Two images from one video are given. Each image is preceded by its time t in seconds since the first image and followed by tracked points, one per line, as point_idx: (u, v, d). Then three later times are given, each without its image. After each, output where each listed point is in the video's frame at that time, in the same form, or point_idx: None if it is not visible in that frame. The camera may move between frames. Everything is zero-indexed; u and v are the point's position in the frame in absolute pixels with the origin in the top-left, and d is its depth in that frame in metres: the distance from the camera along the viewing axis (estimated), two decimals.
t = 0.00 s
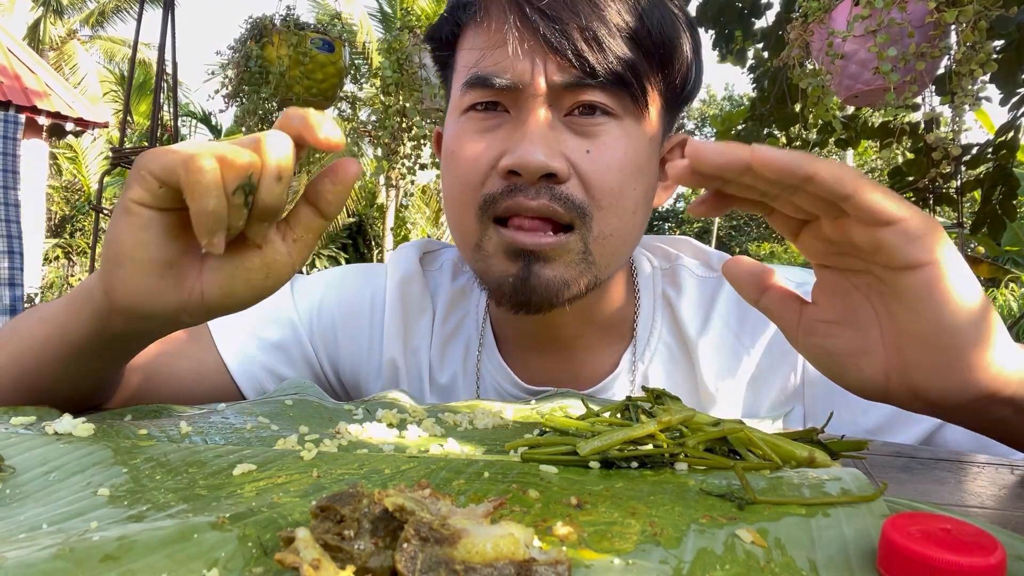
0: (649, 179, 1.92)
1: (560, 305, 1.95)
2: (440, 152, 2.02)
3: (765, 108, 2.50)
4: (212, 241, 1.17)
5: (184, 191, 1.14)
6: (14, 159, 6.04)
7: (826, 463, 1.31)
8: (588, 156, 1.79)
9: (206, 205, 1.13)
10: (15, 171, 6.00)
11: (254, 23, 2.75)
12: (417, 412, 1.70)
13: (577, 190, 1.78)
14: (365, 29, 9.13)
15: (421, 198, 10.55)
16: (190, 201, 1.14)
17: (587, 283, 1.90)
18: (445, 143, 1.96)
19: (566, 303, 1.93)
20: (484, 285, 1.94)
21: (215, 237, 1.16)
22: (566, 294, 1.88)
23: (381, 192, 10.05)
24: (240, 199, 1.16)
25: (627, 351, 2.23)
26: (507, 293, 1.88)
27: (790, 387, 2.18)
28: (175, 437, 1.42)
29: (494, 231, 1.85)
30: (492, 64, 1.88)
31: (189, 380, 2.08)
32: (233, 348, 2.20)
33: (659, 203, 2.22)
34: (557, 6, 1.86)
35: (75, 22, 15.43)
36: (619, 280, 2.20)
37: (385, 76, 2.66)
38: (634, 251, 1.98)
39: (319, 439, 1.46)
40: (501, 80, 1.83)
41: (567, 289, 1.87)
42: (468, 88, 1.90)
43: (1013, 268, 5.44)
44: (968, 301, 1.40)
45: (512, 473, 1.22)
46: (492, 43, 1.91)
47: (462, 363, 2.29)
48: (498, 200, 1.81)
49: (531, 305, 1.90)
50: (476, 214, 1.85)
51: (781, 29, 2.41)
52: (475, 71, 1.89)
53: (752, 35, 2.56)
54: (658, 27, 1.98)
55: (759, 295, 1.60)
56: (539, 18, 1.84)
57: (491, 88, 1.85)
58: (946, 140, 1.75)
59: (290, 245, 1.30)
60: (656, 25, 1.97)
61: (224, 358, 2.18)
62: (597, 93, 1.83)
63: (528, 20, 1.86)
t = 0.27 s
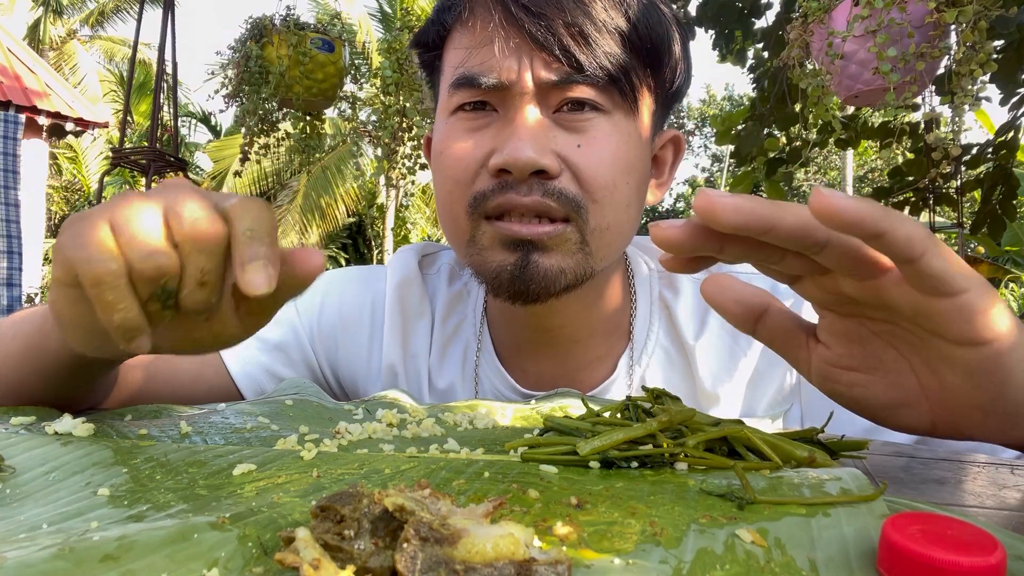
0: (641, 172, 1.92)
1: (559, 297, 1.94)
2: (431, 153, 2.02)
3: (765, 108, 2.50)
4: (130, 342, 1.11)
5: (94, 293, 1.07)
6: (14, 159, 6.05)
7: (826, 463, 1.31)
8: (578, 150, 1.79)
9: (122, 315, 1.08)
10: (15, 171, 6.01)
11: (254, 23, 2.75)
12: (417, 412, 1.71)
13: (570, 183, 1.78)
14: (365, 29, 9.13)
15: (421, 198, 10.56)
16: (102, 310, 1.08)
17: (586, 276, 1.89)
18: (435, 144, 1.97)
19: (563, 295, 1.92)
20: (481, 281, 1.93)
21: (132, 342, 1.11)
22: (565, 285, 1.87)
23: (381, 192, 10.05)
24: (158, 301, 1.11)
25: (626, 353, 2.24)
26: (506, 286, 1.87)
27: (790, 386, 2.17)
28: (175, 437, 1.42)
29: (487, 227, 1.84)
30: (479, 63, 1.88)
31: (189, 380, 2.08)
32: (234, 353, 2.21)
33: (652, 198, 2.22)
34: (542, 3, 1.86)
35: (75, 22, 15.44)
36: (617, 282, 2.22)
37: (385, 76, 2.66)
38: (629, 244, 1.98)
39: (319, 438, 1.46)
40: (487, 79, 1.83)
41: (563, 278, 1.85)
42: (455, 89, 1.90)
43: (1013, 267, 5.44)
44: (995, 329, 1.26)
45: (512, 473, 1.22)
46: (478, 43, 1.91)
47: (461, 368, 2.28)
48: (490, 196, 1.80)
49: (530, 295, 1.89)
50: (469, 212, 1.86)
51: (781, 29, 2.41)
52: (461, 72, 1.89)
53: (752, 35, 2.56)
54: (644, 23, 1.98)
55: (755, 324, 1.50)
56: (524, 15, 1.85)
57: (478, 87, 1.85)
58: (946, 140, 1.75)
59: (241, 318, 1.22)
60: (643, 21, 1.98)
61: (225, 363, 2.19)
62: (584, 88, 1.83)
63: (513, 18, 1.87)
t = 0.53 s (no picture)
0: (638, 164, 1.92)
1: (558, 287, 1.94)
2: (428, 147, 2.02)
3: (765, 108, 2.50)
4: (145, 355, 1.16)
5: (110, 309, 1.11)
6: (14, 159, 6.05)
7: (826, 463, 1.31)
8: (575, 140, 1.79)
9: (137, 329, 1.12)
10: (15, 171, 6.01)
11: (254, 22, 2.75)
12: (417, 412, 1.71)
13: (566, 172, 1.78)
14: (365, 29, 9.13)
15: (421, 198, 10.56)
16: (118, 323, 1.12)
17: (584, 265, 1.89)
18: (432, 138, 1.97)
19: (562, 285, 1.92)
20: (478, 273, 1.92)
21: (147, 354, 1.15)
22: (563, 275, 1.87)
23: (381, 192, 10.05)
24: (173, 314, 1.16)
25: (622, 352, 2.24)
26: (504, 276, 1.87)
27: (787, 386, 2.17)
28: (175, 437, 1.42)
29: (484, 217, 1.84)
30: (476, 56, 1.88)
31: (189, 380, 2.08)
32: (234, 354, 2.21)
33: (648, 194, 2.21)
34: None
35: (75, 22, 15.44)
36: (615, 281, 2.22)
37: (385, 76, 2.66)
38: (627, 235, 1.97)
39: (319, 439, 1.46)
40: (484, 71, 1.83)
41: (562, 268, 1.85)
42: (452, 82, 1.90)
43: (1014, 267, 5.44)
44: (988, 331, 1.25)
45: (512, 474, 1.22)
46: (475, 36, 1.92)
47: (460, 367, 2.28)
48: (487, 185, 1.81)
49: (528, 285, 1.89)
50: (467, 203, 1.86)
51: (781, 29, 2.41)
52: (458, 65, 1.89)
53: (752, 35, 2.56)
54: (639, 17, 1.99)
55: (753, 313, 1.50)
56: (520, 8, 1.85)
57: (474, 80, 1.85)
58: (946, 140, 1.75)
59: (253, 325, 1.28)
60: (638, 16, 1.99)
61: (225, 365, 2.19)
62: (581, 79, 1.83)
63: (509, 11, 1.87)
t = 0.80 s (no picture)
0: (639, 162, 1.92)
1: (562, 284, 1.93)
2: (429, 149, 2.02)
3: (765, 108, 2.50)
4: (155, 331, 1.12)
5: (122, 283, 1.09)
6: (14, 159, 6.05)
7: (826, 463, 1.31)
8: (577, 141, 1.79)
9: (149, 302, 1.10)
10: (15, 171, 6.01)
11: (254, 23, 2.75)
12: (417, 412, 1.71)
13: (569, 172, 1.77)
14: (365, 29, 9.13)
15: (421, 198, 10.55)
16: (129, 297, 1.09)
17: (587, 264, 1.89)
18: (433, 140, 1.96)
19: (566, 282, 1.91)
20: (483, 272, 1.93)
21: (157, 330, 1.12)
22: (567, 273, 1.87)
23: (381, 192, 10.05)
24: (184, 290, 1.13)
25: (624, 352, 2.24)
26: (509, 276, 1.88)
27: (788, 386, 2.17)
28: (175, 437, 1.42)
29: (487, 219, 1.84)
30: (476, 58, 1.89)
31: (189, 380, 2.08)
32: (233, 356, 2.21)
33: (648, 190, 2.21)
34: None
35: (76, 22, 15.44)
36: (617, 281, 2.22)
37: (385, 76, 2.65)
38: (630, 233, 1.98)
39: (319, 439, 1.46)
40: (484, 72, 1.84)
41: (565, 263, 1.84)
42: (452, 83, 1.90)
43: (1014, 268, 5.44)
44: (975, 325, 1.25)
45: (512, 474, 1.22)
46: (475, 38, 1.92)
47: (460, 364, 2.28)
48: (490, 188, 1.80)
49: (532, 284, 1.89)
50: (470, 204, 1.84)
51: (781, 29, 2.41)
52: (459, 67, 1.89)
53: (752, 35, 2.56)
54: (638, 15, 2.00)
55: (749, 319, 1.53)
56: (519, 8, 1.86)
57: (475, 81, 1.85)
58: (946, 140, 1.75)
59: (255, 306, 1.27)
60: (637, 16, 1.99)
61: (225, 366, 2.19)
62: (582, 79, 1.83)
63: (508, 11, 1.88)
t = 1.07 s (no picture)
0: (635, 171, 1.92)
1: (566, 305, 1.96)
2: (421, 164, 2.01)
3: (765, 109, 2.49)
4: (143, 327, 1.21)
5: (105, 289, 1.13)
6: (14, 159, 6.06)
7: (826, 464, 1.31)
8: (572, 154, 1.79)
9: (132, 306, 1.15)
10: (15, 171, 6.01)
11: (254, 23, 2.75)
12: (417, 412, 1.71)
13: (565, 187, 1.78)
14: (365, 29, 9.12)
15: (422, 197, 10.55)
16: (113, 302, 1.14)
17: (587, 279, 1.91)
18: (426, 155, 1.96)
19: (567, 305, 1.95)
20: (482, 293, 1.94)
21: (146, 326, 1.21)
22: (568, 293, 1.90)
23: (381, 192, 10.06)
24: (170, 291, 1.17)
25: (624, 355, 2.24)
26: (508, 300, 1.90)
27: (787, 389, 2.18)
28: (175, 437, 1.42)
29: (486, 240, 1.85)
30: (465, 73, 1.87)
31: (189, 381, 2.08)
32: (235, 351, 2.21)
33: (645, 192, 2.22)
34: (523, 8, 1.86)
35: (75, 22, 15.44)
36: (616, 282, 2.22)
37: (384, 76, 2.65)
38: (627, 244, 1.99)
39: (319, 439, 1.46)
40: (474, 89, 1.82)
41: (568, 288, 1.88)
42: (441, 100, 1.89)
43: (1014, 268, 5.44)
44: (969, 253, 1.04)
45: (512, 474, 1.22)
46: (462, 52, 1.90)
47: (460, 372, 2.28)
48: (487, 208, 1.80)
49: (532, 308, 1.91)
50: (468, 225, 1.85)
51: (781, 29, 2.41)
52: (447, 82, 1.88)
53: (752, 35, 2.56)
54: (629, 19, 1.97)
55: (761, 305, 1.29)
56: (506, 22, 1.84)
57: (465, 98, 1.84)
58: (946, 140, 1.75)
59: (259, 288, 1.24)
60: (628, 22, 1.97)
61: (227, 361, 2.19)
62: (574, 91, 1.82)
63: (495, 26, 1.86)
